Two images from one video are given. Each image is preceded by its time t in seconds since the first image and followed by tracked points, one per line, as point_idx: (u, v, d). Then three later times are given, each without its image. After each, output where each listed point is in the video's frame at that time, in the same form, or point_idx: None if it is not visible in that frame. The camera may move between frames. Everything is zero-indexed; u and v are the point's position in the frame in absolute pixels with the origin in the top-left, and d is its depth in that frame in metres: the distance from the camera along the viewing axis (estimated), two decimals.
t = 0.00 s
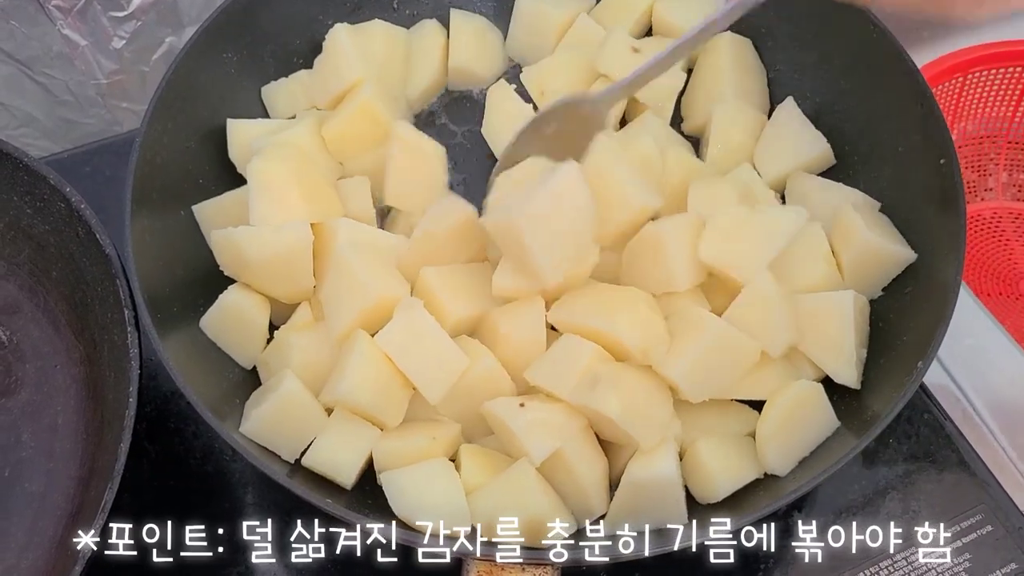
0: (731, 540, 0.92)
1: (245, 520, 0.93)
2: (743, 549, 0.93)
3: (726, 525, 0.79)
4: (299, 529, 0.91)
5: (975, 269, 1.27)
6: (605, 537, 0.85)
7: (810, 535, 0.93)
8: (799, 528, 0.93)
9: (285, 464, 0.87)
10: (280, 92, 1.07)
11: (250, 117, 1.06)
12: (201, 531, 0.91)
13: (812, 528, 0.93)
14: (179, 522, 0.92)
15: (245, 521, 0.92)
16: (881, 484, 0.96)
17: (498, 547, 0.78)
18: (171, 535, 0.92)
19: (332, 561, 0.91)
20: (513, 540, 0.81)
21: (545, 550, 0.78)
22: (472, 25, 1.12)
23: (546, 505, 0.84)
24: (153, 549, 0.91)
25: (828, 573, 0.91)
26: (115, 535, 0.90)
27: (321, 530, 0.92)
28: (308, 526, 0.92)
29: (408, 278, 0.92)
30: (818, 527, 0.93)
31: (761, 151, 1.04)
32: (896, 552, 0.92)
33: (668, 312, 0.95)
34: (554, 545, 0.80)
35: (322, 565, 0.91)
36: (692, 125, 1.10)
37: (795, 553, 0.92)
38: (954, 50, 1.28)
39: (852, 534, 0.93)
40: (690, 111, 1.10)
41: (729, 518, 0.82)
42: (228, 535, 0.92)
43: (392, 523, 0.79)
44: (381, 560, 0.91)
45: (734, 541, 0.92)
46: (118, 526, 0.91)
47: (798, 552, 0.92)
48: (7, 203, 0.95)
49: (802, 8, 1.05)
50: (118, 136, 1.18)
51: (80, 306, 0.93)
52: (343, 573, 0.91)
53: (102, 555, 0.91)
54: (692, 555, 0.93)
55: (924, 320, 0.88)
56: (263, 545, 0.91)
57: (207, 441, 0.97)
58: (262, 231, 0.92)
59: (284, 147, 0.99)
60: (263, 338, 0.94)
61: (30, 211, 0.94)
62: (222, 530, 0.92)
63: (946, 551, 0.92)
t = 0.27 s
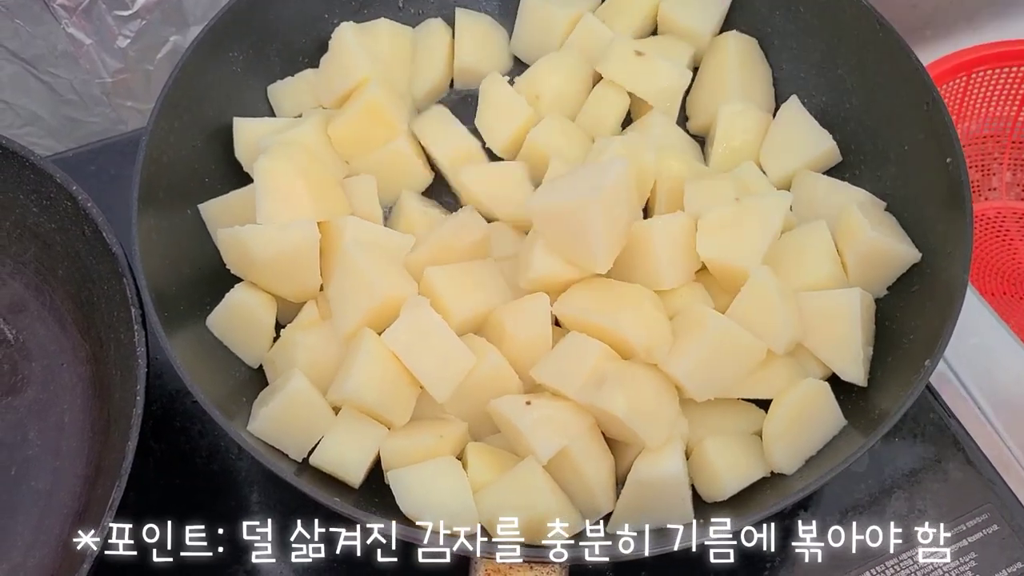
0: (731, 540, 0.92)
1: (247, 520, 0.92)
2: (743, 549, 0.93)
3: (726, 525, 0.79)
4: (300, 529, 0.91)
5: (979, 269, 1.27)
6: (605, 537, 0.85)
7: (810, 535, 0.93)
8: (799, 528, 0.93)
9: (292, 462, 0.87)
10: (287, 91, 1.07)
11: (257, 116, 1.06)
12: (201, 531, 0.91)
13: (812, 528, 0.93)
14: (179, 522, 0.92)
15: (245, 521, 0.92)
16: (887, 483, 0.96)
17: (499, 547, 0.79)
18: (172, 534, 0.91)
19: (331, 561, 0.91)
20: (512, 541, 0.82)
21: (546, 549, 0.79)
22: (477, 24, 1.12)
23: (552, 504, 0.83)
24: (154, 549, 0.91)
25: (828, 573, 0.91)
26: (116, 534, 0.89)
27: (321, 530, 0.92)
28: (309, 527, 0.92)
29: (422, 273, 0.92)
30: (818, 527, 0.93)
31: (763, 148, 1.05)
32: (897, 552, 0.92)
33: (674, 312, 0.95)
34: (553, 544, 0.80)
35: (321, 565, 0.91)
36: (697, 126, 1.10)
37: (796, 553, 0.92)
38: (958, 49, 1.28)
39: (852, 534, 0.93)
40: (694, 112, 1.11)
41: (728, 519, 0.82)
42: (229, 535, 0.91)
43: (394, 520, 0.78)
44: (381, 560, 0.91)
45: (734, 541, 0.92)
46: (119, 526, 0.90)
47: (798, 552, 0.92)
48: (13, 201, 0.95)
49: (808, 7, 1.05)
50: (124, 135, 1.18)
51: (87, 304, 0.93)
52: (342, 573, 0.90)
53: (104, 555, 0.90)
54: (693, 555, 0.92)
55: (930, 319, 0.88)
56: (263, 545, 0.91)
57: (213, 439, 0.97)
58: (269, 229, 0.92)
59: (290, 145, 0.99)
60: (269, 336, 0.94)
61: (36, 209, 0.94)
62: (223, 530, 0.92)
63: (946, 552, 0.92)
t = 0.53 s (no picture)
0: (731, 540, 0.92)
1: (246, 520, 0.92)
2: (743, 549, 0.93)
3: (726, 524, 0.80)
4: (299, 529, 0.92)
5: (980, 268, 1.27)
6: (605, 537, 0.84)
7: (810, 535, 0.93)
8: (799, 528, 0.93)
9: (293, 461, 0.87)
10: (289, 92, 1.07)
11: (258, 116, 1.06)
12: (201, 531, 0.91)
13: (812, 528, 0.93)
14: (179, 522, 0.92)
15: (245, 521, 0.92)
16: (888, 482, 0.96)
17: (499, 546, 0.79)
18: (171, 535, 0.91)
19: (331, 561, 0.91)
20: (512, 541, 0.82)
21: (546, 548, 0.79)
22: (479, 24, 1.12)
23: (554, 503, 0.84)
24: (154, 549, 0.91)
25: (828, 573, 0.91)
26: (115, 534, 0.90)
27: (321, 530, 0.92)
28: (308, 526, 0.92)
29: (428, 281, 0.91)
30: (817, 528, 0.93)
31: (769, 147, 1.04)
32: (897, 551, 0.92)
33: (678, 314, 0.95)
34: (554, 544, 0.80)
35: (321, 565, 0.91)
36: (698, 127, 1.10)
37: (796, 553, 0.92)
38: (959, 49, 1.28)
39: (853, 534, 0.93)
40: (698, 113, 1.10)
41: (729, 519, 0.83)
42: (228, 535, 0.91)
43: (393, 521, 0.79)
44: (381, 560, 0.91)
45: (734, 541, 0.92)
46: (119, 526, 0.91)
47: (798, 552, 0.92)
48: (15, 201, 0.95)
49: (809, 6, 1.06)
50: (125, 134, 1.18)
51: (88, 304, 0.93)
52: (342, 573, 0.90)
53: (104, 555, 0.91)
54: (692, 554, 0.92)
55: (932, 319, 0.89)
56: (263, 545, 0.91)
57: (214, 439, 0.97)
58: (270, 228, 0.92)
59: (292, 145, 0.99)
60: (270, 336, 0.94)
61: (37, 209, 0.94)
62: (223, 530, 0.92)
63: (945, 552, 0.92)
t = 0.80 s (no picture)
0: (731, 540, 0.92)
1: (245, 520, 0.93)
2: (743, 549, 0.93)
3: (726, 524, 0.80)
4: (299, 529, 0.92)
5: (981, 269, 1.27)
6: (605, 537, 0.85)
7: (810, 535, 0.93)
8: (799, 528, 0.93)
9: (296, 461, 0.87)
10: (292, 94, 1.07)
11: (261, 117, 1.06)
12: (201, 531, 0.92)
13: (812, 528, 0.94)
14: (179, 522, 0.93)
15: (245, 521, 0.93)
16: (889, 483, 0.96)
17: (499, 546, 0.79)
18: (171, 535, 0.92)
19: (331, 561, 0.92)
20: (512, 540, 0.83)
21: (545, 548, 0.79)
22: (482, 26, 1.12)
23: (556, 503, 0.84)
24: (154, 549, 0.91)
25: (828, 572, 0.92)
26: (116, 535, 0.90)
27: (321, 530, 0.92)
28: (308, 527, 0.93)
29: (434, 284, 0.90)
30: (818, 528, 0.94)
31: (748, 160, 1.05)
32: (897, 551, 0.92)
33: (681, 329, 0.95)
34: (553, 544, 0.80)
35: (321, 565, 0.91)
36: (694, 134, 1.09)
37: (796, 553, 0.93)
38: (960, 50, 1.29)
39: (853, 534, 0.93)
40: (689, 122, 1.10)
41: (729, 518, 0.83)
42: (228, 535, 0.92)
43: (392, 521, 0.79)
44: (381, 560, 0.92)
45: (734, 541, 0.92)
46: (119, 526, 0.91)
47: (798, 552, 0.93)
48: (19, 202, 0.95)
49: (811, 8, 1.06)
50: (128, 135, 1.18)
51: (92, 305, 0.93)
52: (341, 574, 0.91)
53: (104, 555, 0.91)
54: (692, 555, 0.92)
55: (933, 320, 0.89)
56: (263, 545, 0.91)
57: (217, 439, 0.97)
58: (273, 229, 0.92)
59: (294, 146, 0.99)
60: (273, 336, 0.94)
61: (41, 210, 0.94)
62: (223, 530, 0.92)
63: (945, 551, 0.92)
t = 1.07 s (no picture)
0: (731, 540, 0.93)
1: (246, 520, 0.93)
2: (743, 549, 0.93)
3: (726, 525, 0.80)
4: (299, 529, 0.92)
5: (982, 270, 1.28)
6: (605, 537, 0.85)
7: (810, 535, 0.94)
8: (799, 528, 0.94)
9: (302, 460, 0.88)
10: (297, 94, 1.08)
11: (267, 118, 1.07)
12: (201, 531, 0.92)
13: (812, 529, 0.94)
14: (179, 522, 0.93)
15: (245, 521, 0.93)
16: (890, 482, 0.97)
17: (499, 546, 0.79)
18: (171, 535, 0.92)
19: (331, 561, 0.92)
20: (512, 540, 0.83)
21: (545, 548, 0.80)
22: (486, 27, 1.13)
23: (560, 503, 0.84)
24: (154, 549, 0.91)
25: (829, 572, 0.92)
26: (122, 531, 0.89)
27: (321, 530, 0.93)
28: (309, 527, 0.93)
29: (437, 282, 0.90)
30: (818, 528, 0.94)
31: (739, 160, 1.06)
32: (896, 552, 0.92)
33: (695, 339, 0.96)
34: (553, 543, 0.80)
35: (321, 565, 0.91)
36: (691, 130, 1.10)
37: (796, 553, 0.93)
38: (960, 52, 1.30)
39: (853, 534, 0.94)
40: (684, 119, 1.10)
41: (727, 519, 0.84)
42: (229, 535, 0.92)
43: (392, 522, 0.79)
44: (381, 560, 0.92)
45: (734, 541, 0.93)
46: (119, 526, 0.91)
47: (798, 552, 0.93)
48: (25, 202, 0.96)
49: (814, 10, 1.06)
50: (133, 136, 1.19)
51: (98, 305, 0.94)
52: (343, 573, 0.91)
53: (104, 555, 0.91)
54: (693, 555, 0.93)
55: (936, 320, 0.89)
56: (263, 545, 0.92)
57: (222, 438, 0.98)
58: (279, 229, 0.93)
59: (299, 146, 1.00)
60: (278, 336, 0.95)
61: (48, 211, 0.95)
62: (223, 530, 0.92)
63: (945, 551, 0.92)
